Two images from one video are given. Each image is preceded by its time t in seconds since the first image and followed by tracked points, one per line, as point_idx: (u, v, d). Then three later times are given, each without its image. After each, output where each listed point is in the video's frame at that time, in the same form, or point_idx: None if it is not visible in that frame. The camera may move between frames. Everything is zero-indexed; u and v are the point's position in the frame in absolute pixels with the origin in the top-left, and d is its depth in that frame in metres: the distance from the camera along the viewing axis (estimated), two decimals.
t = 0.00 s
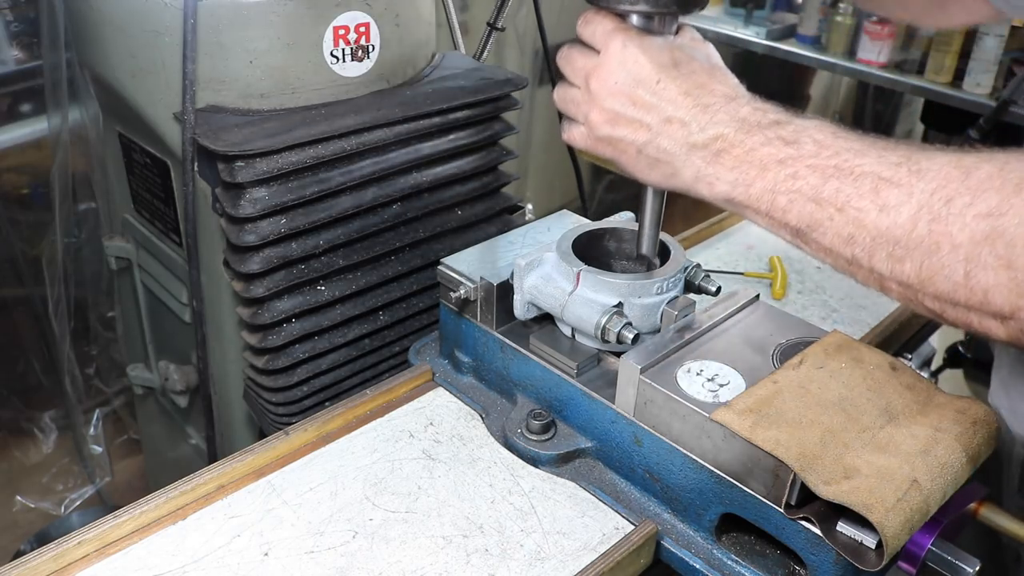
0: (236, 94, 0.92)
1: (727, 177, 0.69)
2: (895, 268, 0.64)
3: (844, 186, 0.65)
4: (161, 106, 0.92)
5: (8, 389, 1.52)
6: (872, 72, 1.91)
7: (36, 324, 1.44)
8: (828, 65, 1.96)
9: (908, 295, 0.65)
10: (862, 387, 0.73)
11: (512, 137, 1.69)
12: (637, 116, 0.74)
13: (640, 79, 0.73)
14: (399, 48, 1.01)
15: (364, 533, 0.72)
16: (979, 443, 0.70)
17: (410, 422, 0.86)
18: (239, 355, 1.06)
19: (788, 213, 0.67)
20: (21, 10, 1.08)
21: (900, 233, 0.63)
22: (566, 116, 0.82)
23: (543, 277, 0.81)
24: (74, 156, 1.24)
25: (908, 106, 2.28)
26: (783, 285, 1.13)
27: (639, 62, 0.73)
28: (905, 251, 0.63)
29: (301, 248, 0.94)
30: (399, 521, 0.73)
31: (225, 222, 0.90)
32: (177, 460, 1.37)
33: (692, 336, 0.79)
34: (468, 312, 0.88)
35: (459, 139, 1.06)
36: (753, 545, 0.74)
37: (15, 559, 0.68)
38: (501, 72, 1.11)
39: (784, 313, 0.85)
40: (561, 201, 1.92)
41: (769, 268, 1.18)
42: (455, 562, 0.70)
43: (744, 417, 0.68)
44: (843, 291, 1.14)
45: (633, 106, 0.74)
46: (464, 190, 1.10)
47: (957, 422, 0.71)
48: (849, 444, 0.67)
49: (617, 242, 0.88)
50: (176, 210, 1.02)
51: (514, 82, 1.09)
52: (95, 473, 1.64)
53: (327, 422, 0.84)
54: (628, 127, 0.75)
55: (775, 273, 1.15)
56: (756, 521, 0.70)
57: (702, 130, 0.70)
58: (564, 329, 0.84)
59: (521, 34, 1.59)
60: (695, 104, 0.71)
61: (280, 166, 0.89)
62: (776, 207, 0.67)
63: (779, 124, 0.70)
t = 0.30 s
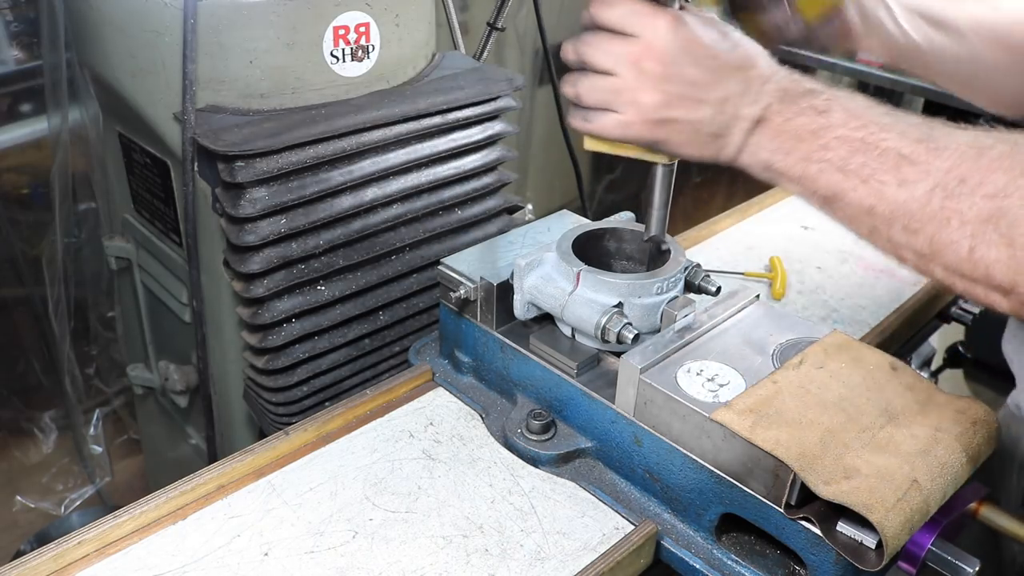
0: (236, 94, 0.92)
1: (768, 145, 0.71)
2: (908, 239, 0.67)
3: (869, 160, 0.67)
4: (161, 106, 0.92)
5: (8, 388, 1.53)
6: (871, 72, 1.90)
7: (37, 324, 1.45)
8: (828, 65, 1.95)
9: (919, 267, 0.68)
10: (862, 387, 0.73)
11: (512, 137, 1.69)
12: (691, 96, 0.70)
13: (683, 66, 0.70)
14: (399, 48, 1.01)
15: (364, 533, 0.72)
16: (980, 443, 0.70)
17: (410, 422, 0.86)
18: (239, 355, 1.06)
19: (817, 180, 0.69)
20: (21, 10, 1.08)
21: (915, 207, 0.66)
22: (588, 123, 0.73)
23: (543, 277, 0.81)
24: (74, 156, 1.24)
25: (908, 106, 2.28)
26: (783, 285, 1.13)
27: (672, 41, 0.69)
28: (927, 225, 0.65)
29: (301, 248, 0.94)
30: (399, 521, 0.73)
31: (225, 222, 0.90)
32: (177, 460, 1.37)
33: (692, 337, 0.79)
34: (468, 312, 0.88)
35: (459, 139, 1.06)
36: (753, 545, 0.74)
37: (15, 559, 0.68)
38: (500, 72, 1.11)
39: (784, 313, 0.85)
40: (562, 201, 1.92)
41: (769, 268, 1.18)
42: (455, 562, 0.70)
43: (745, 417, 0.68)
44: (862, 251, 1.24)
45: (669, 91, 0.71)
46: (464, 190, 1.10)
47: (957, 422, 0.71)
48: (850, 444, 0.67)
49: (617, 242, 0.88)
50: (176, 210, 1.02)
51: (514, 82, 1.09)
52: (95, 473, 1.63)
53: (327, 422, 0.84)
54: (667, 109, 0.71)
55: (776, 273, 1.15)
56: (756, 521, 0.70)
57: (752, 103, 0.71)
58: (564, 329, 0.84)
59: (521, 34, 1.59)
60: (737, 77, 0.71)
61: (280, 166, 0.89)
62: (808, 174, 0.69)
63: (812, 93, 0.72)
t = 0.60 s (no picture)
0: (236, 94, 0.92)
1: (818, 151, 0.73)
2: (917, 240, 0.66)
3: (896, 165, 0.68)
4: (162, 106, 0.92)
5: (8, 388, 1.54)
6: (871, 71, 1.91)
7: (37, 323, 1.45)
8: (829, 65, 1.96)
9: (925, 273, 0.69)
10: (862, 387, 0.73)
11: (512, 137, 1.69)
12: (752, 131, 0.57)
13: (757, 107, 0.57)
14: (399, 49, 1.01)
15: (364, 533, 0.72)
16: (979, 442, 0.70)
17: (410, 422, 0.86)
18: (239, 354, 1.06)
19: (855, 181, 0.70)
20: (21, 10, 1.08)
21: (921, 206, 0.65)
22: (615, 145, 0.64)
23: (543, 277, 0.81)
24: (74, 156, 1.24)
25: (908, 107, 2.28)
26: (782, 285, 1.13)
27: (737, 72, 0.57)
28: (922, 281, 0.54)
29: (301, 248, 0.94)
30: (399, 521, 0.73)
31: (225, 222, 0.90)
32: (177, 460, 1.37)
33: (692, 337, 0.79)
34: (468, 312, 0.88)
35: (459, 138, 1.06)
36: (753, 545, 0.74)
37: (15, 559, 0.68)
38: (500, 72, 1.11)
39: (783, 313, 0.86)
40: (562, 201, 1.92)
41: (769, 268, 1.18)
42: (455, 562, 0.70)
43: (744, 417, 0.68)
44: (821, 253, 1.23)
45: (725, 132, 0.58)
46: (464, 190, 1.10)
47: (957, 423, 0.71)
48: (850, 444, 0.67)
49: (617, 242, 0.88)
50: (176, 210, 1.02)
51: (513, 82, 1.09)
52: (95, 473, 1.63)
53: (327, 422, 0.84)
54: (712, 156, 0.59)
55: (775, 273, 1.15)
56: (756, 521, 0.70)
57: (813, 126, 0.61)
58: (564, 329, 0.84)
59: (521, 35, 1.59)
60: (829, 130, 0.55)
61: (280, 166, 0.89)
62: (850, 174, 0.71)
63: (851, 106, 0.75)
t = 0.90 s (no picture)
0: (236, 94, 0.92)
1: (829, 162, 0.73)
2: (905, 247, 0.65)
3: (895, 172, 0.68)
4: (162, 106, 0.92)
5: (8, 388, 1.54)
6: (871, 71, 1.91)
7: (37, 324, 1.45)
8: (829, 65, 1.96)
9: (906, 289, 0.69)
10: (862, 388, 0.73)
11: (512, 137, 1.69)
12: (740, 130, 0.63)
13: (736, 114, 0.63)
14: (399, 48, 1.01)
15: (364, 533, 0.72)
16: (979, 442, 0.70)
17: (410, 422, 0.86)
18: (239, 354, 1.06)
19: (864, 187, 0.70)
20: (21, 10, 1.08)
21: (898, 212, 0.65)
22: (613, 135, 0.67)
23: (543, 277, 0.81)
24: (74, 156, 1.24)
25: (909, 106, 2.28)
26: (782, 285, 1.13)
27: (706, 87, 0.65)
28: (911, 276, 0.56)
29: (301, 248, 0.94)
30: (399, 521, 0.73)
31: (225, 222, 0.90)
32: (177, 460, 1.37)
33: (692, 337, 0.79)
34: (468, 312, 0.88)
35: (459, 138, 1.06)
36: (753, 545, 0.74)
37: (15, 559, 0.68)
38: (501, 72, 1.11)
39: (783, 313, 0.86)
40: (561, 201, 1.92)
41: (769, 268, 1.18)
42: (455, 562, 0.70)
43: (745, 417, 0.68)
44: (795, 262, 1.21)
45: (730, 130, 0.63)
46: (464, 190, 1.10)
47: (957, 422, 0.71)
48: (850, 444, 0.67)
49: (617, 242, 0.88)
50: (176, 210, 1.02)
51: (513, 82, 1.09)
52: (95, 473, 1.63)
53: (327, 422, 0.84)
54: (742, 157, 0.61)
55: (775, 273, 1.15)
56: (756, 521, 0.70)
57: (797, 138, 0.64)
58: (564, 329, 0.84)
59: (521, 35, 1.59)
60: (856, 134, 0.58)
61: (280, 166, 0.89)
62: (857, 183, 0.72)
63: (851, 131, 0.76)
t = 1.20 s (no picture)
0: (236, 95, 0.92)
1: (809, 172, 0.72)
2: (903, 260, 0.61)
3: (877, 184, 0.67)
4: (162, 106, 0.92)
5: (8, 388, 1.54)
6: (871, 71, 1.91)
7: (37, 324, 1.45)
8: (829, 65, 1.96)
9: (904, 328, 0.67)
10: (862, 387, 0.73)
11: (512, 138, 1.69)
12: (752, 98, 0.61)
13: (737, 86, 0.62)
14: (399, 49, 1.01)
15: (364, 533, 0.72)
16: (979, 442, 0.70)
17: (410, 422, 0.86)
18: (240, 355, 1.06)
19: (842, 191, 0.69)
20: (21, 10, 1.08)
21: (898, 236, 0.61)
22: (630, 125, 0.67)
23: (543, 277, 0.81)
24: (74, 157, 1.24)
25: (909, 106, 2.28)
26: (782, 285, 1.13)
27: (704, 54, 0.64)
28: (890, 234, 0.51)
29: (301, 248, 0.94)
30: (399, 521, 0.73)
31: (225, 222, 0.90)
32: (177, 459, 1.37)
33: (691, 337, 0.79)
34: (468, 312, 0.88)
35: (459, 138, 1.06)
36: (753, 545, 0.74)
37: (15, 559, 0.68)
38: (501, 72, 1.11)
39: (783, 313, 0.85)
40: (561, 202, 1.92)
41: (769, 268, 1.18)
42: (455, 562, 0.70)
43: (745, 417, 0.68)
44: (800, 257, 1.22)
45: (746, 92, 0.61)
46: (464, 190, 1.10)
47: (957, 422, 0.71)
48: (849, 444, 0.67)
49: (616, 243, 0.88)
50: (176, 210, 1.02)
51: (513, 82, 1.09)
52: (95, 473, 1.63)
53: (327, 422, 0.84)
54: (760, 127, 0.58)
55: (775, 273, 1.15)
56: (756, 521, 0.70)
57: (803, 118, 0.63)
58: (564, 329, 0.84)
59: (521, 35, 1.59)
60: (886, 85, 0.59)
61: (280, 166, 0.89)
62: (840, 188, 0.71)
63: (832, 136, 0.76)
